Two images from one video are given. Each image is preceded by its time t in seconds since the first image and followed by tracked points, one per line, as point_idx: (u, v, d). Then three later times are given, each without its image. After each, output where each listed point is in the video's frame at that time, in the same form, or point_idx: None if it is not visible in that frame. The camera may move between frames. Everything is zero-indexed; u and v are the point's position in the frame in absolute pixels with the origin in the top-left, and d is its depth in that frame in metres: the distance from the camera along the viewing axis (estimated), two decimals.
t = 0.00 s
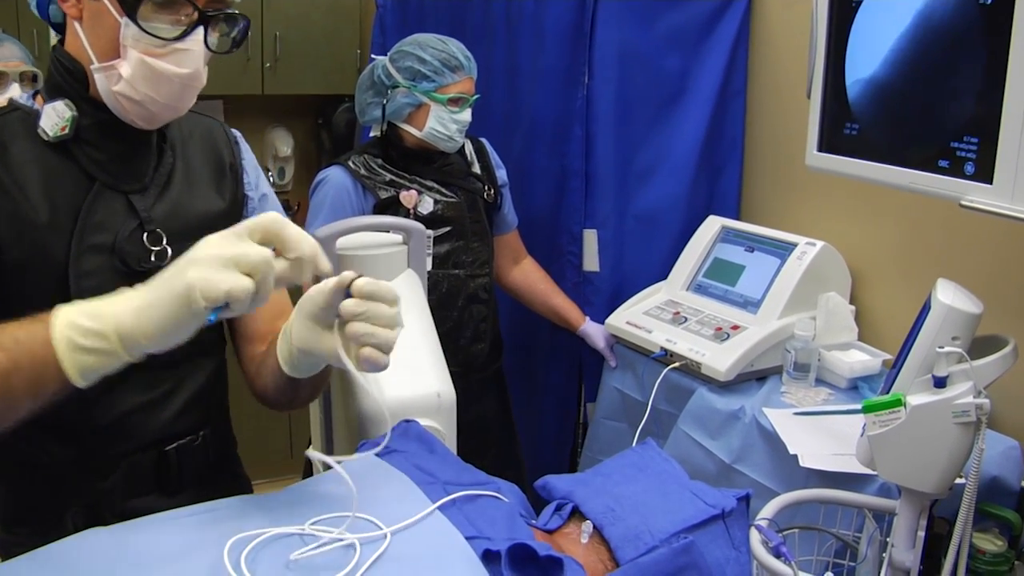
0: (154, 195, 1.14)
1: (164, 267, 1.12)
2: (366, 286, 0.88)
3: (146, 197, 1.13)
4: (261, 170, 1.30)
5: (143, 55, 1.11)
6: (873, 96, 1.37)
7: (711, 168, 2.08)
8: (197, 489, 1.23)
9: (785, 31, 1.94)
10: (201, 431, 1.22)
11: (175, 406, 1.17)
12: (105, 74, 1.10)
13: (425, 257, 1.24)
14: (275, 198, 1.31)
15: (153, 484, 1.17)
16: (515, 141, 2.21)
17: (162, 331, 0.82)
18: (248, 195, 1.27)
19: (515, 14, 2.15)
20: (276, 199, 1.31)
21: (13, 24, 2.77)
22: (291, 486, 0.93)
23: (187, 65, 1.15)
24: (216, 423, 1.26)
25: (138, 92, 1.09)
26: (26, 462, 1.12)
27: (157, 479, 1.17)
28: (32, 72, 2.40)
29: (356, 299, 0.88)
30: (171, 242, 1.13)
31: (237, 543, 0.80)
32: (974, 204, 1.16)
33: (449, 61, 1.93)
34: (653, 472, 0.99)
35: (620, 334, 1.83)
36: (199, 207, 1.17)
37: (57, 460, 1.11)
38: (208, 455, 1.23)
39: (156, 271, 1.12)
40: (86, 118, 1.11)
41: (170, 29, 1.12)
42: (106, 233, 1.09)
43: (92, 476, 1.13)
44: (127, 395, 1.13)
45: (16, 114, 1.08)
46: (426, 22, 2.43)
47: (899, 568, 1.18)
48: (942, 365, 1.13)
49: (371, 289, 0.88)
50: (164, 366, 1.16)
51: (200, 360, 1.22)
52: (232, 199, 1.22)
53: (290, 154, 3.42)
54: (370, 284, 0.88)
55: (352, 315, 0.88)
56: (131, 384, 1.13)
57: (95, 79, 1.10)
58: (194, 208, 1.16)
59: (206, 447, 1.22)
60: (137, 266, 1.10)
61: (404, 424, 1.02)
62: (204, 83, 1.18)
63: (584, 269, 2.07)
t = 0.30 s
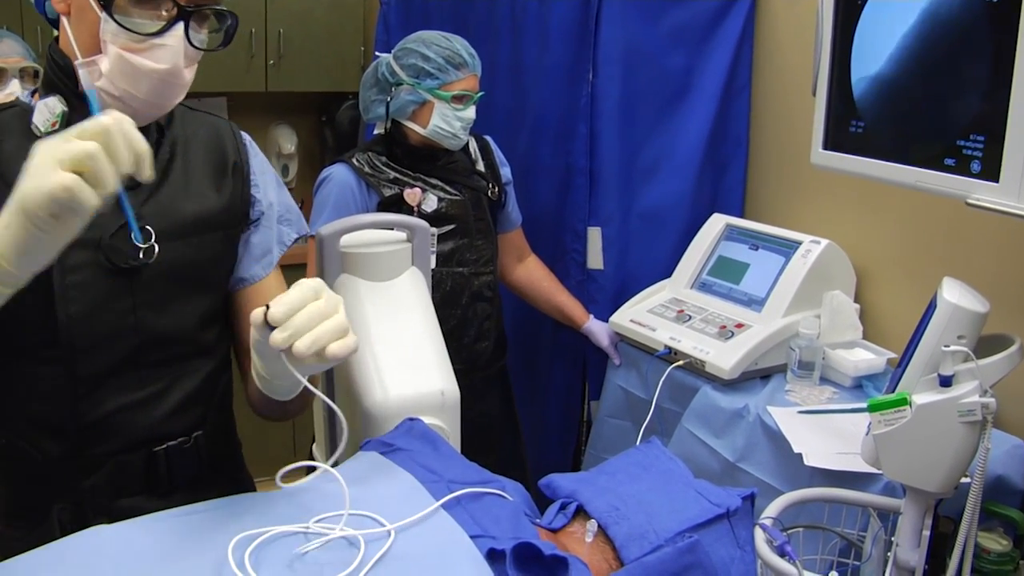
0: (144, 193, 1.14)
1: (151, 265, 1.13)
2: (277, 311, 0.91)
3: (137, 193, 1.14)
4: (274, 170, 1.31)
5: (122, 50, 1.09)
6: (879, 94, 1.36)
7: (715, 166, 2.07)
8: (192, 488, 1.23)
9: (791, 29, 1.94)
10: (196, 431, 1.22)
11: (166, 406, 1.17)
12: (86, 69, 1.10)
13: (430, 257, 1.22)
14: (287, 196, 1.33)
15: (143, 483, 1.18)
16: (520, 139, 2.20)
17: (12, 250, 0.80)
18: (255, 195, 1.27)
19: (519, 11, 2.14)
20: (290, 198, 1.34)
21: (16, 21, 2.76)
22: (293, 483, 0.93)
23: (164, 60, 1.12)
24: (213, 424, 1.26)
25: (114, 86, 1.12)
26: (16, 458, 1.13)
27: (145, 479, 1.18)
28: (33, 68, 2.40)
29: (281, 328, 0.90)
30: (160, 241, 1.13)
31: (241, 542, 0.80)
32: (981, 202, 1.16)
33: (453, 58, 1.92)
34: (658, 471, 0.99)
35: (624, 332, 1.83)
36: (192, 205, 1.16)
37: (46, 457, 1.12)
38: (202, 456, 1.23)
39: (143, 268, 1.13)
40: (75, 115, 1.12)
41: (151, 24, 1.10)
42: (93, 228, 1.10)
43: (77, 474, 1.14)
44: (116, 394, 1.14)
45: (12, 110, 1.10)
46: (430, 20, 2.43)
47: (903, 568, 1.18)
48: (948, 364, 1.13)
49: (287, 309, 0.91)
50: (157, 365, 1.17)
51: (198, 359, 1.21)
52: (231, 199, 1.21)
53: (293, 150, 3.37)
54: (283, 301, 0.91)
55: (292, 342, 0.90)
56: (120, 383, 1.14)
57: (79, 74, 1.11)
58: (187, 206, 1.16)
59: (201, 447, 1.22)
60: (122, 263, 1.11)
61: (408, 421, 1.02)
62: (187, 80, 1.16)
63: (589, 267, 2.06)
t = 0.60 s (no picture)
0: (147, 190, 1.14)
1: (152, 262, 1.13)
2: (264, 299, 0.93)
3: (140, 191, 1.13)
4: (290, 170, 1.30)
5: (111, 49, 1.10)
6: (886, 93, 1.36)
7: (719, 165, 2.07)
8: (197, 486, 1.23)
9: (796, 27, 1.93)
10: (202, 430, 1.21)
11: (171, 404, 1.17)
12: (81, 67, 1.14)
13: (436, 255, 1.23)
14: (303, 195, 1.31)
15: (146, 480, 1.18)
16: (525, 137, 2.20)
17: None
18: (267, 193, 1.26)
19: (524, 9, 2.13)
20: (306, 196, 1.31)
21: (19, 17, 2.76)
22: (302, 481, 0.93)
23: (151, 60, 1.10)
24: (221, 421, 1.25)
25: (103, 87, 1.10)
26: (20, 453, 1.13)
27: (148, 477, 1.18)
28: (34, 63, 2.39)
29: (272, 313, 0.92)
30: (161, 238, 1.13)
31: (245, 541, 0.80)
32: (988, 202, 1.16)
33: (432, 48, 1.91)
34: (664, 470, 0.99)
35: (628, 330, 1.82)
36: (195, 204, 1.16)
37: (50, 452, 1.12)
38: (207, 455, 1.22)
39: (144, 264, 1.12)
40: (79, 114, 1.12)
41: (141, 23, 1.10)
42: (97, 224, 1.10)
43: (78, 470, 1.13)
44: (119, 391, 1.13)
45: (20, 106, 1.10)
46: (434, 16, 2.43)
47: (908, 568, 1.18)
48: (953, 365, 1.13)
49: (271, 295, 0.94)
50: (161, 363, 1.16)
51: (205, 357, 1.21)
52: (240, 195, 1.22)
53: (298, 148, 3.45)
54: (267, 290, 0.94)
55: (287, 323, 0.92)
56: (123, 380, 1.14)
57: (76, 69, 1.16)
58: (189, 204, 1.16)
59: (207, 446, 1.21)
60: (123, 260, 1.11)
61: (413, 420, 1.02)
62: (179, 80, 1.14)
63: (593, 266, 2.06)
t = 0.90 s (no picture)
0: (172, 185, 1.15)
1: (174, 257, 1.13)
2: (275, 281, 0.94)
3: (164, 187, 1.14)
4: (320, 168, 1.31)
5: (133, 46, 1.11)
6: (913, 94, 1.35)
7: (743, 164, 2.07)
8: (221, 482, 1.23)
9: (821, 26, 1.92)
10: (226, 425, 1.22)
11: (195, 399, 1.17)
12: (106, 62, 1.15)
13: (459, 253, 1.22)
14: (332, 192, 1.31)
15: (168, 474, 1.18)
16: (548, 135, 2.20)
17: (23, 197, 0.88)
18: (296, 189, 1.27)
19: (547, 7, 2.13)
20: (335, 193, 1.32)
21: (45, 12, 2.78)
22: (328, 476, 0.93)
23: (173, 57, 1.10)
24: (246, 417, 1.25)
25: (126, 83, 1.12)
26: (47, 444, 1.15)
27: (171, 471, 1.18)
28: (59, 58, 2.41)
29: (286, 293, 0.93)
30: (185, 234, 1.14)
31: (271, 536, 0.80)
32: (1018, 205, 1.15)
33: (428, 43, 1.96)
34: (688, 470, 0.98)
35: (649, 330, 1.82)
36: (219, 201, 1.17)
37: (75, 444, 1.13)
38: (230, 451, 1.22)
39: (168, 258, 1.13)
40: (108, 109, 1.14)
41: (162, 20, 1.10)
42: (121, 218, 1.11)
43: (102, 462, 1.14)
44: (143, 384, 1.14)
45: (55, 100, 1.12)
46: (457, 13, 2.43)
47: (931, 572, 1.17)
48: (980, 368, 1.12)
49: (282, 277, 0.95)
50: (186, 357, 1.17)
51: (231, 353, 1.21)
52: (267, 191, 1.22)
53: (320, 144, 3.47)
54: (277, 273, 0.95)
55: (301, 301, 0.93)
56: (147, 373, 1.14)
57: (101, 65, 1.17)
58: (213, 201, 1.17)
59: (230, 442, 1.21)
60: (147, 254, 1.12)
61: (436, 417, 1.02)
62: (200, 78, 1.14)
63: (615, 264, 2.06)
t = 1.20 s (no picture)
0: (205, 182, 1.16)
1: (208, 254, 1.15)
2: (306, 278, 0.94)
3: (197, 184, 1.15)
4: (352, 165, 1.32)
5: (170, 45, 1.12)
6: (946, 95, 1.34)
7: (772, 164, 2.07)
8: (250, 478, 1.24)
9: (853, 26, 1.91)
10: (256, 422, 1.23)
11: (225, 396, 1.18)
12: (144, 61, 1.17)
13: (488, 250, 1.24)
14: (364, 190, 1.33)
15: (198, 470, 1.20)
16: (575, 134, 2.21)
17: (63, 200, 0.89)
18: (329, 187, 1.29)
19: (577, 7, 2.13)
20: (367, 191, 1.33)
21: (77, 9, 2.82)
22: (359, 473, 0.94)
23: (209, 57, 1.12)
24: (276, 413, 1.26)
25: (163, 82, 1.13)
26: (83, 438, 1.17)
27: (201, 467, 1.20)
28: (92, 54, 2.45)
29: (317, 290, 0.93)
30: (219, 231, 1.15)
31: (302, 532, 0.81)
32: None
33: (450, 41, 1.99)
34: (717, 471, 0.99)
35: (676, 330, 1.83)
36: (252, 198, 1.18)
37: (107, 438, 1.15)
38: (260, 449, 1.23)
39: (201, 255, 1.14)
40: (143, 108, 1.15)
41: (199, 20, 1.12)
42: (155, 215, 1.12)
43: (134, 457, 1.16)
44: (175, 380, 1.15)
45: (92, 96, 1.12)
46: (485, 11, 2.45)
47: None
48: (1014, 373, 1.11)
49: (314, 275, 0.95)
50: (218, 354, 1.18)
51: (262, 349, 1.23)
52: (300, 188, 1.24)
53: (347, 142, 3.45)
54: (309, 270, 0.95)
55: (332, 298, 0.93)
56: (179, 369, 1.16)
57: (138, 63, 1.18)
58: (246, 198, 1.18)
59: (261, 439, 1.23)
60: (181, 251, 1.13)
61: (466, 415, 1.03)
62: (236, 78, 1.15)
63: (642, 265, 2.06)
